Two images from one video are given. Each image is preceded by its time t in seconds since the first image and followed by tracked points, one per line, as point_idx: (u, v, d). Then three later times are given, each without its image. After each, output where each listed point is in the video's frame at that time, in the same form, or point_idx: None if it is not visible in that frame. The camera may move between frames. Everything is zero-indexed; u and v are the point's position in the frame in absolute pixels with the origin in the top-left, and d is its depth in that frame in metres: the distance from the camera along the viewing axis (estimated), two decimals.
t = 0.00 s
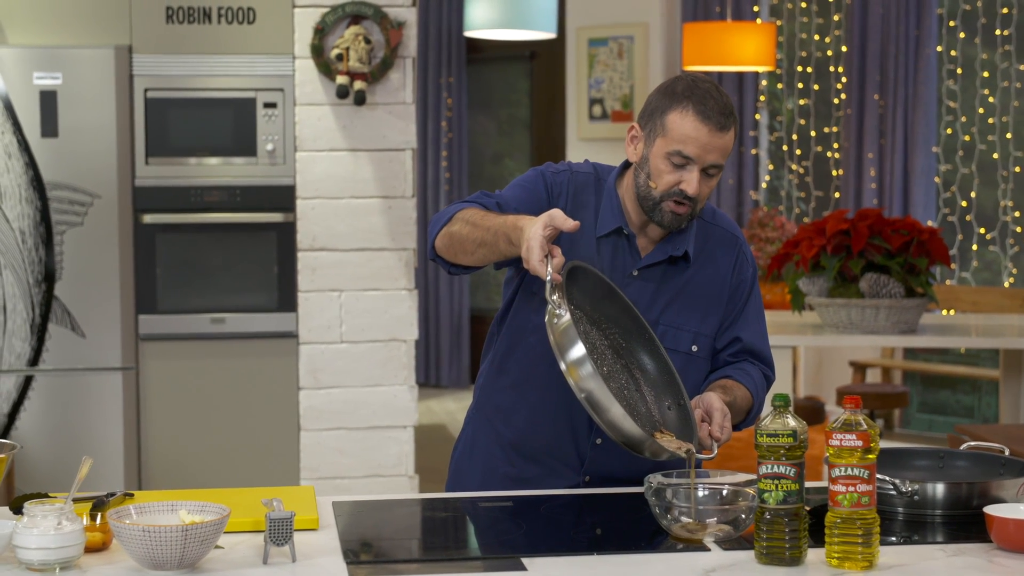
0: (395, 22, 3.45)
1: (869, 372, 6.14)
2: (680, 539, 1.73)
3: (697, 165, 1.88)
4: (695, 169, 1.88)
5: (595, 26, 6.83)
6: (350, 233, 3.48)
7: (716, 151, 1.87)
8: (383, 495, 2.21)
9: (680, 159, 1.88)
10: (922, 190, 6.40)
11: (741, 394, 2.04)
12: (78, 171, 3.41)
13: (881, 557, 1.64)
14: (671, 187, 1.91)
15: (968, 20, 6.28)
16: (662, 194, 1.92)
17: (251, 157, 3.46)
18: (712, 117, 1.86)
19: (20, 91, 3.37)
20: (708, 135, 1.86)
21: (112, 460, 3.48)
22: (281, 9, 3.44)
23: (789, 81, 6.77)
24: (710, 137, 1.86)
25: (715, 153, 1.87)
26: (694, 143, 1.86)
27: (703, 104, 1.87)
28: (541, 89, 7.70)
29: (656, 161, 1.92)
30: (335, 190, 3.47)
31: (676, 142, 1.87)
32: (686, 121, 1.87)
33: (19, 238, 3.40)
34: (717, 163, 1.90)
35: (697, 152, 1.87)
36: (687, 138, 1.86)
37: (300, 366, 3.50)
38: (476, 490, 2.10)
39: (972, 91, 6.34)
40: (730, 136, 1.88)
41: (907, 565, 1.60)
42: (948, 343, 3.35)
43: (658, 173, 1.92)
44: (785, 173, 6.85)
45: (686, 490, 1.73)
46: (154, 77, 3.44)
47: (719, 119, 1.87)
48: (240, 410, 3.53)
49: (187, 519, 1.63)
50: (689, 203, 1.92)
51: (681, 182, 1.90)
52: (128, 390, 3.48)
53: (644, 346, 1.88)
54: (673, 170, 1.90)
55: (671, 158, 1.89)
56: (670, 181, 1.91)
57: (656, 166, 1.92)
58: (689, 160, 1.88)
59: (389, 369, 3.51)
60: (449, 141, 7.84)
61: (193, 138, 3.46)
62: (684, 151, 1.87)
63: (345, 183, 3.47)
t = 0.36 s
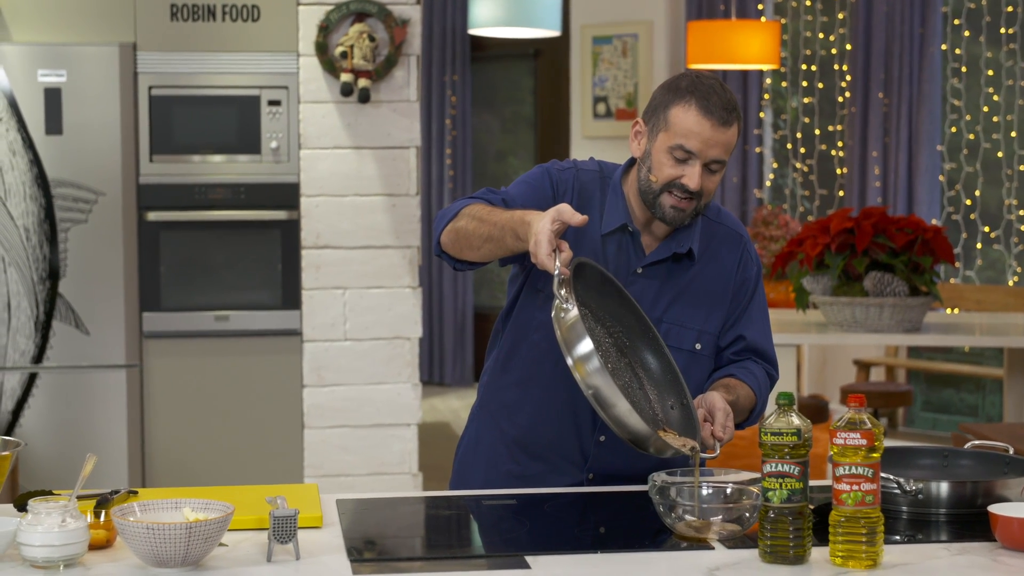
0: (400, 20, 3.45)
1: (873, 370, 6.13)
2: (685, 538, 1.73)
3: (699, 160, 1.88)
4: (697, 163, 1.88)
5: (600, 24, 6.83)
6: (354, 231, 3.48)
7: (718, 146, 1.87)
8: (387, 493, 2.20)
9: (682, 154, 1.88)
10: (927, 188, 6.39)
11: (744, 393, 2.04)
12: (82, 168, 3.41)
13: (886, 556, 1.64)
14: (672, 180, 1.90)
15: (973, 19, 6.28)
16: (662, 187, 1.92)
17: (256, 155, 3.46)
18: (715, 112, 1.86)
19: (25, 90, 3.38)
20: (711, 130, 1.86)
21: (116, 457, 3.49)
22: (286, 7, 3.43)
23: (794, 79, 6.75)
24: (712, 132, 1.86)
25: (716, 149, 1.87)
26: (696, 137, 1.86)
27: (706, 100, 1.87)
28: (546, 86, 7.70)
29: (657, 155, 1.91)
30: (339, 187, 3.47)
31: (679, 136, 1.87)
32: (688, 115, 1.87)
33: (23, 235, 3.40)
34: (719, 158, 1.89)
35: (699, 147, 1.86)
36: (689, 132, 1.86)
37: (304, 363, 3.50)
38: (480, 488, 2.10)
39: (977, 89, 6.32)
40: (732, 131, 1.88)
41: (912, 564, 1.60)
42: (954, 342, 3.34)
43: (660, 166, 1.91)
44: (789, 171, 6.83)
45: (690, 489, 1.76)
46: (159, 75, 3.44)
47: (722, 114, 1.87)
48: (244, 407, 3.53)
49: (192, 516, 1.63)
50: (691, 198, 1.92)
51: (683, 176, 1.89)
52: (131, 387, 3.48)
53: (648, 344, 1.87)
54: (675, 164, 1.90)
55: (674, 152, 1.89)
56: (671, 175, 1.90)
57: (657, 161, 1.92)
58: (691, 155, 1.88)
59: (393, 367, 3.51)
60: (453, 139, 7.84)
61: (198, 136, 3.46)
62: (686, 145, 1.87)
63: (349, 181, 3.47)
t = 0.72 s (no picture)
0: (400, 17, 3.45)
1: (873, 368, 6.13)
2: (684, 535, 1.73)
3: (696, 154, 1.88)
4: (694, 158, 1.88)
5: (599, 21, 6.82)
6: (355, 229, 3.48)
7: (715, 140, 1.87)
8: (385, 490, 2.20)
9: (679, 148, 1.88)
10: (927, 186, 6.40)
11: (742, 391, 2.04)
12: (81, 166, 3.41)
13: (886, 553, 1.64)
14: (669, 175, 1.90)
15: (973, 16, 6.27)
16: (661, 182, 1.92)
17: (255, 152, 3.46)
18: (711, 106, 1.86)
19: (26, 88, 3.38)
20: (707, 124, 1.86)
21: (116, 455, 3.49)
22: (285, 4, 3.43)
23: (794, 77, 6.74)
24: (709, 126, 1.86)
25: (714, 142, 1.87)
26: (692, 131, 1.86)
27: (703, 94, 1.87)
28: (546, 84, 7.70)
29: (655, 150, 1.91)
30: (340, 185, 3.47)
31: (676, 130, 1.87)
32: (685, 109, 1.87)
33: (23, 232, 3.40)
34: (717, 152, 1.89)
35: (695, 141, 1.86)
36: (686, 126, 1.86)
37: (304, 361, 3.50)
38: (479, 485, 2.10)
39: (976, 86, 6.31)
40: (729, 125, 1.88)
41: (911, 562, 1.60)
42: (954, 340, 3.34)
43: (657, 161, 1.91)
44: (789, 168, 6.83)
45: (689, 486, 1.78)
46: (158, 72, 3.43)
47: (719, 108, 1.87)
48: (244, 405, 3.53)
49: (191, 514, 1.63)
50: (689, 191, 1.91)
51: (680, 170, 1.89)
52: (131, 385, 3.48)
53: (648, 342, 1.87)
54: (672, 158, 1.90)
55: (671, 146, 1.89)
56: (667, 169, 1.90)
57: (655, 155, 1.92)
58: (688, 149, 1.88)
59: (393, 364, 3.51)
60: (453, 136, 7.84)
61: (197, 134, 3.46)
62: (683, 139, 1.87)
63: (349, 179, 3.47)
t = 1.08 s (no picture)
0: (396, 14, 3.42)
1: (870, 365, 6.13)
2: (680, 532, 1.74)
3: (690, 152, 1.88)
4: (687, 156, 1.88)
5: (595, 19, 6.81)
6: (351, 228, 3.45)
7: (709, 139, 1.87)
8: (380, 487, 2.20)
9: (672, 147, 1.88)
10: (923, 183, 6.40)
11: (737, 389, 2.04)
12: (77, 163, 3.41)
13: (882, 550, 1.64)
14: (664, 173, 1.90)
15: (969, 14, 6.25)
16: (655, 180, 1.92)
17: (252, 150, 3.46)
18: (705, 105, 1.86)
19: (20, 86, 3.37)
20: (701, 123, 1.86)
21: (113, 453, 3.48)
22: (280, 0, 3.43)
23: (790, 74, 6.76)
24: (703, 125, 1.86)
25: (707, 141, 1.87)
26: (686, 130, 1.86)
27: (697, 92, 1.87)
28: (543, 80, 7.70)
29: (648, 148, 1.91)
30: (336, 183, 3.44)
31: (670, 129, 1.87)
32: (679, 108, 1.87)
33: (19, 230, 3.40)
34: (710, 151, 1.89)
35: (689, 140, 1.86)
36: (680, 125, 1.86)
37: (300, 359, 3.49)
38: (475, 481, 2.10)
39: (973, 84, 6.32)
40: (722, 124, 1.88)
41: (907, 559, 1.60)
42: (950, 337, 3.34)
43: (651, 160, 1.91)
44: (785, 166, 6.84)
45: (685, 483, 1.75)
46: (153, 69, 3.43)
47: (712, 107, 1.87)
48: (240, 403, 3.52)
49: (187, 511, 1.63)
50: (684, 190, 1.91)
51: (674, 169, 1.89)
52: (128, 383, 3.48)
53: (644, 340, 1.88)
54: (666, 157, 1.89)
55: (664, 145, 1.89)
56: (662, 168, 1.90)
57: (649, 154, 1.92)
58: (682, 148, 1.88)
59: (389, 363, 3.48)
60: (450, 134, 7.84)
61: (193, 131, 3.45)
62: (677, 138, 1.87)
63: (345, 176, 3.44)
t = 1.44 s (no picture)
0: (396, 9, 3.43)
1: (870, 361, 6.14)
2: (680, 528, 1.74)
3: (677, 149, 1.88)
4: (676, 153, 1.88)
5: (596, 14, 6.82)
6: (352, 222, 3.47)
7: (696, 136, 1.87)
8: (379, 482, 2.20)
9: (660, 144, 1.88)
10: (923, 178, 6.37)
11: (736, 385, 2.04)
12: (77, 158, 3.41)
13: (883, 545, 1.64)
14: (652, 170, 1.91)
15: (970, 9, 6.26)
16: (645, 177, 1.92)
17: (252, 144, 3.45)
18: (690, 102, 1.85)
19: (21, 80, 3.37)
20: (687, 120, 1.85)
21: (113, 447, 3.48)
22: None
23: (791, 70, 6.76)
24: (688, 122, 1.85)
25: (694, 138, 1.87)
26: (671, 128, 1.86)
27: (683, 89, 1.87)
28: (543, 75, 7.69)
29: (638, 145, 1.92)
30: (336, 177, 3.45)
31: (657, 127, 1.87)
32: (665, 106, 1.86)
33: (19, 224, 3.39)
34: (699, 147, 1.89)
35: (676, 137, 1.86)
36: (666, 123, 1.86)
37: (301, 354, 3.49)
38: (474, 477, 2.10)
39: (974, 79, 6.32)
40: (710, 119, 1.87)
41: (908, 554, 1.60)
42: (950, 333, 3.34)
43: (640, 157, 1.92)
44: (786, 161, 6.86)
45: (686, 478, 1.76)
46: (155, 64, 3.43)
47: (699, 103, 1.86)
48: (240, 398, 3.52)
49: (188, 505, 1.63)
50: (673, 186, 1.92)
51: (663, 165, 1.90)
52: (128, 378, 3.47)
53: (644, 338, 1.87)
54: (654, 154, 1.90)
55: (652, 142, 1.89)
56: (650, 165, 1.91)
57: (639, 151, 1.92)
58: (669, 145, 1.88)
59: (390, 357, 3.50)
60: (450, 129, 7.83)
61: (193, 125, 3.45)
62: (664, 136, 1.87)
63: (346, 170, 3.46)
